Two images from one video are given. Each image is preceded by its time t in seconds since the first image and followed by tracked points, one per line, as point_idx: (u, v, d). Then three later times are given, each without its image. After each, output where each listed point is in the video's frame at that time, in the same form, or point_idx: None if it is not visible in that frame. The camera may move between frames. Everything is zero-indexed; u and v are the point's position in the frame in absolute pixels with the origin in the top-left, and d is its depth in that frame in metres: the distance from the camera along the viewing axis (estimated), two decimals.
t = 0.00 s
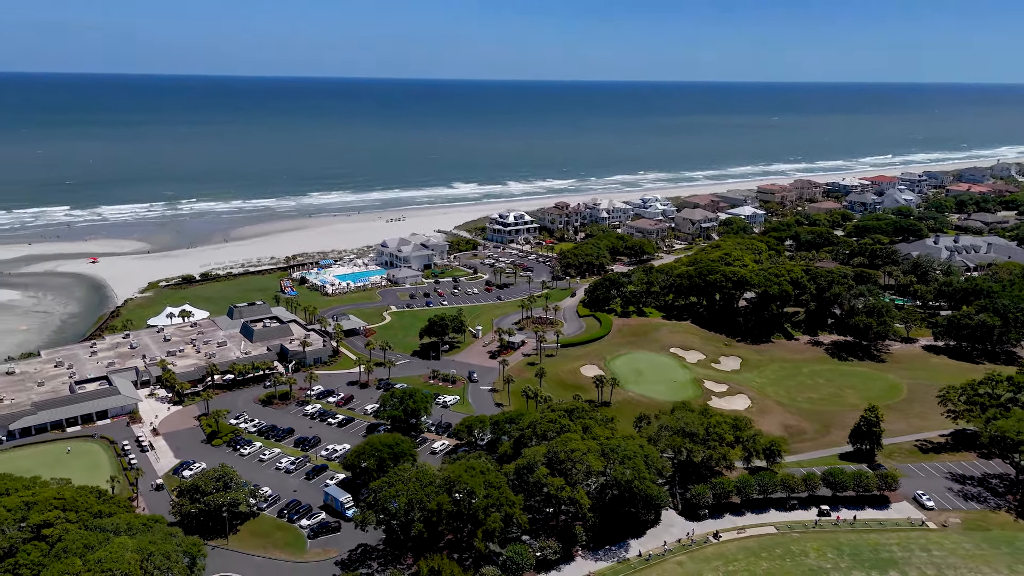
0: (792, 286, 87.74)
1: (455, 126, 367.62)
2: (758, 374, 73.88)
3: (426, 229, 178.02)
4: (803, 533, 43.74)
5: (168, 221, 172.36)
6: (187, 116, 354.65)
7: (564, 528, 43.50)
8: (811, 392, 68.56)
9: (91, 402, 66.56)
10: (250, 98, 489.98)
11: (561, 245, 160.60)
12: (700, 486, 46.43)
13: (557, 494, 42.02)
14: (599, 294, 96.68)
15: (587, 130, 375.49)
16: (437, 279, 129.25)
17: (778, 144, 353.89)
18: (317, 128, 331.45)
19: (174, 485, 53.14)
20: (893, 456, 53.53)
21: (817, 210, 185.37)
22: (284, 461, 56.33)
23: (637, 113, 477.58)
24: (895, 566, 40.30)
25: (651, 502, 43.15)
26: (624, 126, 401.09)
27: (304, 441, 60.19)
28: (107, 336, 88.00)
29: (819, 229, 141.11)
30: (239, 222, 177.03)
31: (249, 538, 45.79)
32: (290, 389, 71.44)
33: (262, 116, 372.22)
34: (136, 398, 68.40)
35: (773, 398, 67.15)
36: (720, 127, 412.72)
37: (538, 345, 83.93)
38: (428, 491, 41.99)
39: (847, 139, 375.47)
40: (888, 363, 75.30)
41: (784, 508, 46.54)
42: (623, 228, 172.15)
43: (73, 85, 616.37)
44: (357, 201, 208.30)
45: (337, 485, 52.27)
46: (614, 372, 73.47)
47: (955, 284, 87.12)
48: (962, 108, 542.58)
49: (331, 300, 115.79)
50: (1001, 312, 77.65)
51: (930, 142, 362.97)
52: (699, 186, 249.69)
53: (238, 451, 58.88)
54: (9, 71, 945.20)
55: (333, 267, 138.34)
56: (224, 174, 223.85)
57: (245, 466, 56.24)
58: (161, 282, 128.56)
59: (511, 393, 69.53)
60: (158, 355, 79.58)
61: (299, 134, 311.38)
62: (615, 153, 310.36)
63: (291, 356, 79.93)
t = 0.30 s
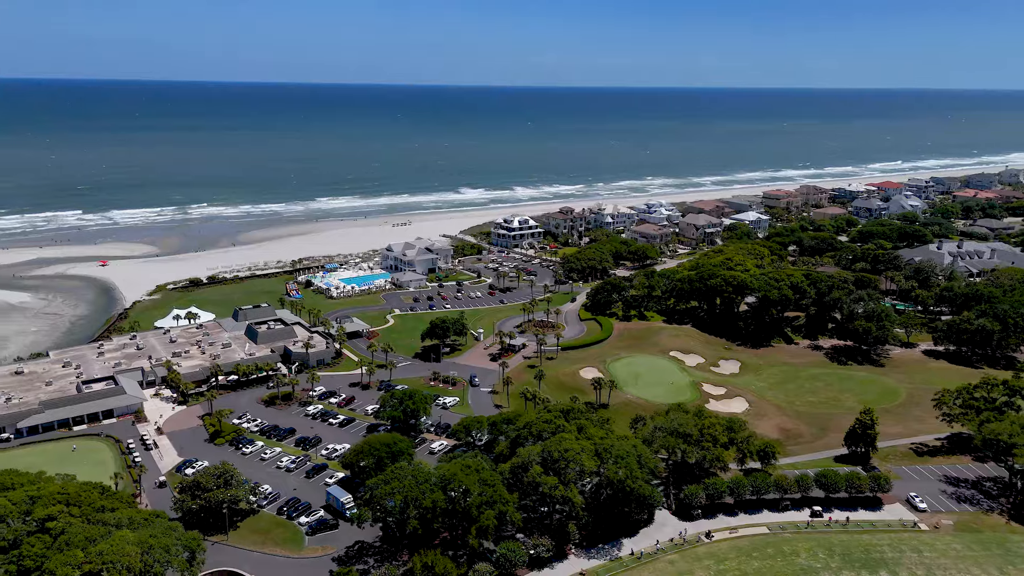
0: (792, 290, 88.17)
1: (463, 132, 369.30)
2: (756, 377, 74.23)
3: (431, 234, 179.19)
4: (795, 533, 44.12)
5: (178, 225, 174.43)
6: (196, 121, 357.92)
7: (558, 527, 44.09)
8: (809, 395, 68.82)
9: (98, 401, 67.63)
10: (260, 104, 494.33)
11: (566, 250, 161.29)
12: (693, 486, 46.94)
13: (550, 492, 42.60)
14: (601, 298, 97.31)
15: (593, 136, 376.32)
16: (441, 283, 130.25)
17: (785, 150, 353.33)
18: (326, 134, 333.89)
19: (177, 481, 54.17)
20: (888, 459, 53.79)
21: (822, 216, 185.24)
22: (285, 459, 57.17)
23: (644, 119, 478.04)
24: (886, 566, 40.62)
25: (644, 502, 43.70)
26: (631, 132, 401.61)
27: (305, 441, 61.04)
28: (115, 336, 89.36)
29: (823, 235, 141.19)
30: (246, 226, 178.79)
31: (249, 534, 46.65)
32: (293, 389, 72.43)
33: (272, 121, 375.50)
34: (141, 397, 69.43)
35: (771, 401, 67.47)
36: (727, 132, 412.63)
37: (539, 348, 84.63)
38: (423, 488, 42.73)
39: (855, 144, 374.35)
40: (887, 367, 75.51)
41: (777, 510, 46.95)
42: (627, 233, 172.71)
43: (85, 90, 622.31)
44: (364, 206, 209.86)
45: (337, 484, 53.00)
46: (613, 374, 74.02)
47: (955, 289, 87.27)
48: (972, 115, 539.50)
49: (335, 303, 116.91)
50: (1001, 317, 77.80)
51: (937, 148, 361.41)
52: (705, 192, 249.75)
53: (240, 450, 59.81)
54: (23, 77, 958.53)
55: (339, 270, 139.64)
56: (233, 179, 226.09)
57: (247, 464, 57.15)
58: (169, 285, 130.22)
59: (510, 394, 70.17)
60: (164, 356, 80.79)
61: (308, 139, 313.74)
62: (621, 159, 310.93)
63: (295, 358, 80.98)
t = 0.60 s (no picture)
0: (792, 295, 88.55)
1: (470, 137, 370.81)
2: (755, 381, 74.57)
3: (436, 238, 180.29)
4: (787, 533, 44.54)
5: (186, 229, 176.45)
6: (206, 127, 361.60)
7: (552, 525, 44.69)
8: (807, 399, 69.13)
9: (104, 401, 68.86)
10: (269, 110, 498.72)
11: (570, 254, 161.93)
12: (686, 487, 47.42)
13: (544, 490, 43.20)
14: (603, 302, 97.84)
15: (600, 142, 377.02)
16: (445, 287, 131.18)
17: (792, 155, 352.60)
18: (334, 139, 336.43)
19: (180, 478, 55.18)
20: (883, 462, 54.03)
21: (827, 221, 185.08)
22: (286, 458, 58.03)
23: (651, 125, 478.17)
24: (876, 566, 40.97)
25: (637, 501, 44.24)
26: (637, 137, 402.03)
27: (306, 440, 61.86)
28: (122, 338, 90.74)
29: (826, 240, 141.13)
30: (254, 231, 180.52)
31: (248, 530, 47.48)
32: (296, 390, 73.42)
33: (281, 127, 378.30)
34: (146, 397, 70.61)
35: (769, 404, 67.82)
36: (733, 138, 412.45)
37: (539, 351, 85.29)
38: (418, 487, 43.45)
39: (863, 151, 373.20)
40: (887, 371, 75.70)
41: (770, 511, 47.34)
42: (631, 238, 173.16)
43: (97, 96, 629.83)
44: (370, 210, 211.38)
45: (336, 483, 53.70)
46: (612, 377, 74.59)
47: (956, 294, 87.34)
48: (982, 121, 536.46)
49: (340, 306, 118.03)
50: (1001, 322, 77.85)
51: (946, 154, 359.60)
52: (711, 197, 249.84)
53: (242, 449, 60.77)
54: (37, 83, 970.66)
55: (344, 274, 140.86)
56: (242, 184, 228.32)
57: (248, 463, 58.03)
58: (177, 288, 131.81)
59: (510, 396, 70.86)
60: (169, 357, 82.02)
61: (316, 144, 316.21)
62: (628, 164, 311.48)
63: (298, 359, 82.05)
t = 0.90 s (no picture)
0: (791, 299, 88.98)
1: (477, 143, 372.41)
2: (754, 384, 74.94)
3: (441, 242, 181.41)
4: (779, 534, 44.97)
5: (194, 233, 178.34)
6: (216, 132, 364.85)
7: (545, 523, 45.33)
8: (805, 402, 69.46)
9: (110, 400, 69.97)
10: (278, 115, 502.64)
11: (573, 259, 162.57)
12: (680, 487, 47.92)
13: (537, 489, 43.81)
14: (604, 305, 98.00)
15: (606, 147, 377.56)
16: (448, 290, 132.11)
17: (799, 161, 352.10)
18: (341, 144, 338.76)
19: (182, 476, 56.14)
20: (878, 464, 54.33)
21: (832, 226, 184.90)
22: (287, 458, 58.87)
23: (658, 130, 478.41)
24: (866, 566, 41.32)
25: (630, 500, 44.81)
26: (644, 142, 402.54)
27: (306, 440, 62.68)
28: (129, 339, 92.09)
29: (830, 245, 141.19)
30: (261, 234, 182.13)
31: (247, 527, 48.33)
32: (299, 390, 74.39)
33: (290, 132, 380.99)
34: (151, 397, 71.71)
35: (767, 407, 68.17)
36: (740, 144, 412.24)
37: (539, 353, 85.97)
38: (413, 484, 44.18)
39: (870, 156, 372.12)
40: (885, 375, 75.95)
41: (763, 511, 47.78)
42: (635, 242, 173.69)
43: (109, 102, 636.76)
44: (376, 214, 212.84)
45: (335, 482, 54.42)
46: (612, 379, 75.17)
47: (956, 298, 87.48)
48: (991, 127, 533.80)
49: (344, 309, 119.13)
50: (1000, 326, 77.99)
51: (954, 160, 358.24)
52: (716, 202, 249.84)
53: (244, 448, 61.72)
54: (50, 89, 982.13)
55: (349, 277, 142.04)
56: (250, 189, 230.40)
57: (250, 462, 58.93)
58: (184, 291, 133.31)
59: (509, 397, 71.60)
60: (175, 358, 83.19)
61: (324, 149, 318.54)
62: (633, 169, 312.08)
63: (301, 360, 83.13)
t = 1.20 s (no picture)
0: (791, 303, 89.30)
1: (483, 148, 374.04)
2: (752, 387, 75.31)
3: (445, 247, 182.44)
4: (771, 534, 45.40)
5: (202, 237, 180.20)
6: (225, 137, 368.20)
7: (540, 522, 45.94)
8: (803, 406, 69.80)
9: (116, 400, 71.15)
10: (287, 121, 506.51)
11: (577, 263, 163.19)
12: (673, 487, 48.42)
13: (531, 488, 44.40)
14: (605, 309, 98.22)
15: (612, 152, 378.30)
16: (451, 294, 133.00)
17: (805, 167, 351.45)
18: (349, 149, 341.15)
19: (185, 474, 57.15)
20: (873, 467, 54.63)
21: (836, 232, 184.71)
22: (287, 457, 59.71)
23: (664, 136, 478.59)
24: (856, 566, 41.68)
25: (623, 500, 45.37)
26: (650, 148, 402.89)
27: (307, 440, 63.57)
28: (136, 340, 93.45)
29: (833, 251, 141.18)
30: (267, 239, 183.71)
31: (247, 524, 49.19)
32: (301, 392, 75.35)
33: (299, 138, 383.62)
34: (156, 397, 72.80)
35: (765, 410, 68.52)
36: (746, 149, 411.86)
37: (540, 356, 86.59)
38: (409, 482, 44.91)
39: (878, 162, 371.23)
40: (884, 379, 76.13)
41: (756, 511, 48.25)
42: (639, 247, 174.13)
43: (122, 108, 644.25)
44: (382, 219, 214.20)
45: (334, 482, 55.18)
46: (610, 381, 75.78)
47: (957, 303, 87.51)
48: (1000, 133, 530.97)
49: (348, 312, 120.14)
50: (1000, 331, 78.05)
51: (962, 166, 356.72)
52: (721, 208, 249.74)
53: (246, 447, 62.68)
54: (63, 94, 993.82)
55: (354, 281, 143.20)
56: (258, 194, 232.44)
57: (252, 461, 59.89)
58: (191, 294, 134.91)
59: (508, 399, 72.26)
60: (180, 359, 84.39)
61: (331, 155, 320.90)
62: (639, 175, 312.86)
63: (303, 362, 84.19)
